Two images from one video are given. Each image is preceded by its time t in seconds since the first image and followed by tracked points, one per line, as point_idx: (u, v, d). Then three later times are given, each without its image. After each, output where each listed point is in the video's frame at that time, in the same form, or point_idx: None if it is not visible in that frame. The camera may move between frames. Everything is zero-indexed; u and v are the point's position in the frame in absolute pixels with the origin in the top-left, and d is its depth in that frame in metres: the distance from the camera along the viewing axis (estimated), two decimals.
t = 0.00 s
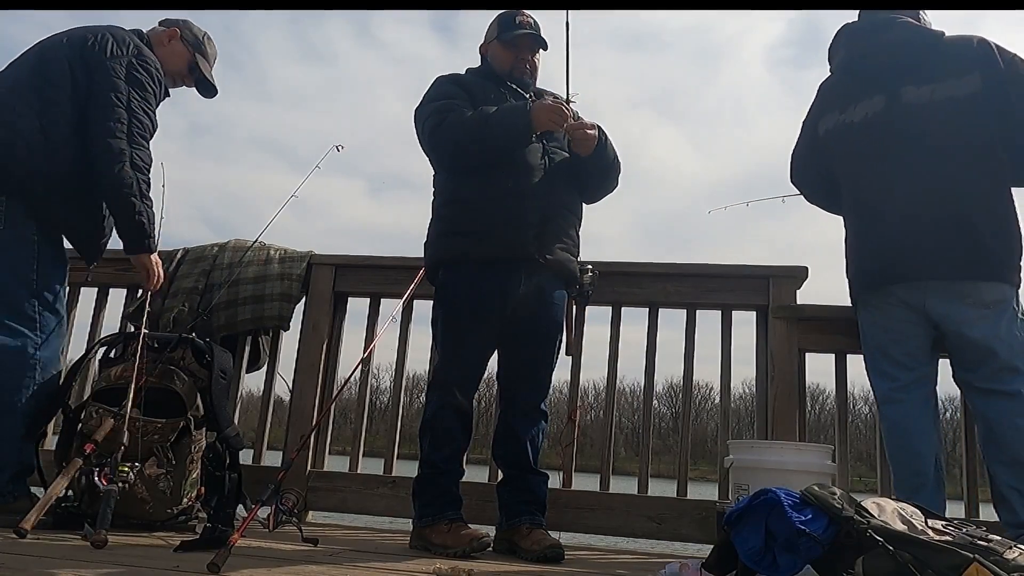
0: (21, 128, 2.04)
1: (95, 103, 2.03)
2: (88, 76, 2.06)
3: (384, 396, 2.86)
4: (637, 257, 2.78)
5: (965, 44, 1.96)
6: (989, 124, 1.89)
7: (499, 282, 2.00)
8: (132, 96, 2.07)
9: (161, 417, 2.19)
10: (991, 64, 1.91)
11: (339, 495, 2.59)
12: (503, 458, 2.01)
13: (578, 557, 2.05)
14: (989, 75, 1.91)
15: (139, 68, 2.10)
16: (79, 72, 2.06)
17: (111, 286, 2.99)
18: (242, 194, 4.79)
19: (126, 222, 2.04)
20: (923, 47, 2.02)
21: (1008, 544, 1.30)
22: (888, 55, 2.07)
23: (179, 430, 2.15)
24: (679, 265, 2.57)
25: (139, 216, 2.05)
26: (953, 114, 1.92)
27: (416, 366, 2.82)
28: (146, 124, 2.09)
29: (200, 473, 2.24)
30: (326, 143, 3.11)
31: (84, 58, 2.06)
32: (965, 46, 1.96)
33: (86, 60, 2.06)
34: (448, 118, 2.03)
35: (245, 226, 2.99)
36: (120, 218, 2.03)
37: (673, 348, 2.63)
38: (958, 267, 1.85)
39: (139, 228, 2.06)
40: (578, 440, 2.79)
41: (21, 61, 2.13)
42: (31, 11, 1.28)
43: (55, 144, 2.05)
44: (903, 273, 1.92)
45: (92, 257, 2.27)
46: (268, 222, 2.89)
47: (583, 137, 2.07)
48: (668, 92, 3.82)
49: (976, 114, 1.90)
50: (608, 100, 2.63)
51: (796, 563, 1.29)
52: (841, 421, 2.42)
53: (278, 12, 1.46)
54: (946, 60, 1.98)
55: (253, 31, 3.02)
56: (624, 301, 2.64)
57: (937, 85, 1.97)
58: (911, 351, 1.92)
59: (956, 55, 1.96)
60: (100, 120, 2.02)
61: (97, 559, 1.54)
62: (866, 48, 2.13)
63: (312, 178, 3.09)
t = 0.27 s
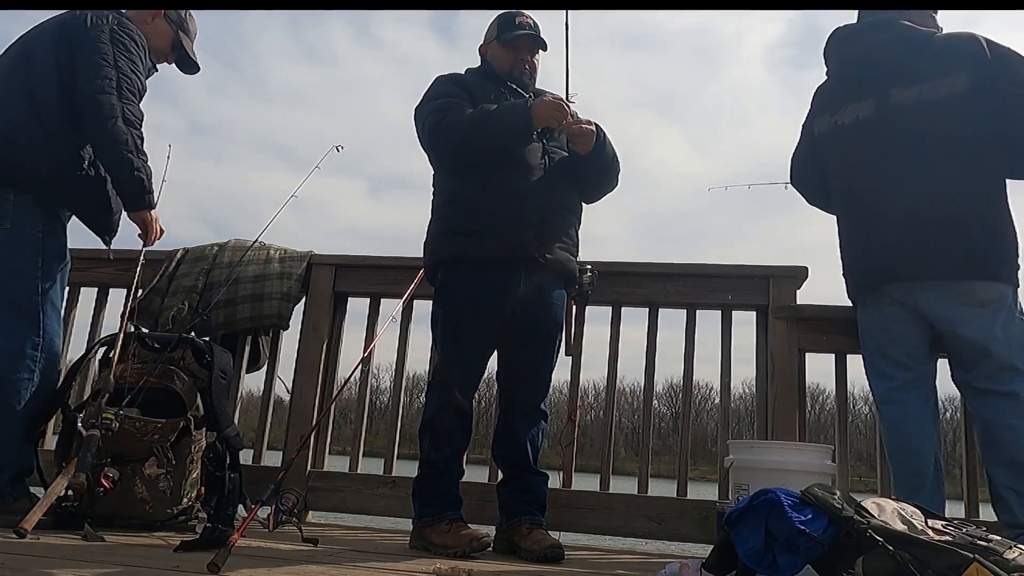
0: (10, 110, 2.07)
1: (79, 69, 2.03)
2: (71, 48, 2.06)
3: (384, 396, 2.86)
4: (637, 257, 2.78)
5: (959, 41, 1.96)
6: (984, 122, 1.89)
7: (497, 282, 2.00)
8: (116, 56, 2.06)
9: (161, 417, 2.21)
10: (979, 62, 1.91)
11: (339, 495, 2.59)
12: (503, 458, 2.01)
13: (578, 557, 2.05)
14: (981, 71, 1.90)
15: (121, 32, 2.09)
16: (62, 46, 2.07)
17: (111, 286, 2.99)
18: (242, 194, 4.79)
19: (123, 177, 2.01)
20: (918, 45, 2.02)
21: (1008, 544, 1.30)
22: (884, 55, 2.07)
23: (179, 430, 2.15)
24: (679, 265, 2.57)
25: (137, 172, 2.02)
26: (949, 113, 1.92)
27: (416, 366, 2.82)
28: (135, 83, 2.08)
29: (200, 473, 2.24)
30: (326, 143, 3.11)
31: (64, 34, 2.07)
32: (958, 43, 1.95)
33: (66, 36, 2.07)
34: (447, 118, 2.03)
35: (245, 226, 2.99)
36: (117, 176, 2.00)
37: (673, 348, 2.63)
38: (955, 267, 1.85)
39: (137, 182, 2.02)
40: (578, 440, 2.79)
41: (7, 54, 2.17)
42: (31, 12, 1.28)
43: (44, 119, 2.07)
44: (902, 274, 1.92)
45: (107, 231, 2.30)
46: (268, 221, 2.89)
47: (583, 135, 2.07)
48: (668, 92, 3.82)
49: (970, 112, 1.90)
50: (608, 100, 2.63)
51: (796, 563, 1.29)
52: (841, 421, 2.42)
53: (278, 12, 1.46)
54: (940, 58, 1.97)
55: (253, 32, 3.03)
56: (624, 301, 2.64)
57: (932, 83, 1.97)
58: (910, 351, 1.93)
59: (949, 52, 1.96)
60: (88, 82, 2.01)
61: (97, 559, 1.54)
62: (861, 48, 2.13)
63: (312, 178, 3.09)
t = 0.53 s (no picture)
0: None
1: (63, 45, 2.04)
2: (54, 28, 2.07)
3: (384, 396, 2.86)
4: (637, 256, 2.78)
5: (955, 40, 1.95)
6: (982, 122, 1.88)
7: (496, 282, 2.00)
8: (102, 27, 2.08)
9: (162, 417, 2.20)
10: (968, 61, 1.91)
11: (339, 495, 2.59)
12: (503, 459, 2.01)
13: (578, 557, 2.05)
14: (974, 69, 1.90)
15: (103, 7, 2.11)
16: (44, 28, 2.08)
17: (111, 286, 2.99)
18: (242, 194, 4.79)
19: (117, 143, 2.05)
20: (915, 45, 2.02)
21: (1008, 544, 1.30)
22: (882, 55, 2.07)
23: (179, 430, 2.15)
24: (679, 265, 2.57)
25: (132, 141, 2.06)
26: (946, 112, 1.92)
27: (416, 366, 2.82)
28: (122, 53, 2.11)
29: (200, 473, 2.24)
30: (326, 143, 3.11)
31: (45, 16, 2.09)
32: (953, 41, 1.96)
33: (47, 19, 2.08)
34: (446, 118, 2.03)
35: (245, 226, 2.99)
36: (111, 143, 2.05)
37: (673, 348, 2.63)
38: (952, 268, 1.85)
39: (133, 149, 2.07)
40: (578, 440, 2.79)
41: None
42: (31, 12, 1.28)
43: (32, 95, 2.08)
44: (900, 274, 1.92)
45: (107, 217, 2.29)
46: (268, 221, 2.89)
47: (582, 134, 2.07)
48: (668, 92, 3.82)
49: (968, 112, 1.90)
50: (608, 100, 2.63)
51: (796, 563, 1.29)
52: (841, 421, 2.41)
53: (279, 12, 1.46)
54: (937, 57, 1.97)
55: (253, 32, 3.02)
56: (624, 301, 2.64)
57: (930, 83, 1.97)
58: (908, 352, 1.93)
59: (943, 51, 1.96)
60: (77, 52, 2.02)
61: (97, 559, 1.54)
62: (858, 48, 2.13)
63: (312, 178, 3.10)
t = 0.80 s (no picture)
0: None
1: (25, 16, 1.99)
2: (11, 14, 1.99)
3: (384, 396, 2.86)
4: (637, 257, 2.78)
5: (954, 39, 1.95)
6: (981, 121, 1.88)
7: (496, 282, 2.00)
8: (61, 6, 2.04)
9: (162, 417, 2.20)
10: (966, 58, 1.90)
11: (339, 495, 2.59)
12: (503, 459, 2.01)
13: (578, 557, 2.05)
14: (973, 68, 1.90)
15: None
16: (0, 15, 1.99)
17: (111, 286, 2.99)
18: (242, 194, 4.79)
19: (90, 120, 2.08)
20: (914, 45, 2.02)
21: (1008, 544, 1.30)
22: (882, 55, 2.07)
23: (179, 430, 2.15)
24: (679, 265, 2.57)
25: (104, 119, 2.10)
26: (945, 112, 1.92)
27: (416, 366, 2.82)
28: (85, 29, 2.08)
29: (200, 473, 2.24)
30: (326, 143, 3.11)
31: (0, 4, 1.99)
32: (953, 40, 1.95)
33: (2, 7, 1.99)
34: (446, 115, 2.03)
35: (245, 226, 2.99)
36: (83, 119, 2.08)
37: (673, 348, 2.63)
38: (951, 267, 1.85)
39: (106, 128, 2.12)
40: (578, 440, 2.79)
41: None
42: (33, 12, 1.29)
43: None
44: (900, 274, 1.92)
45: (75, 203, 2.28)
46: (268, 221, 2.90)
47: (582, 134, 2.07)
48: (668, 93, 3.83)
49: (967, 111, 1.90)
50: (608, 100, 2.63)
51: (796, 563, 1.29)
52: (841, 421, 2.41)
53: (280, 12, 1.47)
54: (936, 57, 1.97)
55: (253, 32, 3.03)
56: (624, 301, 2.64)
57: (929, 83, 1.97)
58: (908, 352, 1.93)
59: (942, 50, 1.96)
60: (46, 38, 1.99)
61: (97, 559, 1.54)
62: (858, 48, 2.13)
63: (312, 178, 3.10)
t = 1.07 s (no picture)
0: None
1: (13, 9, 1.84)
2: None
3: (384, 396, 2.87)
4: (637, 256, 2.78)
5: (958, 39, 1.94)
6: (979, 122, 1.88)
7: (496, 281, 2.00)
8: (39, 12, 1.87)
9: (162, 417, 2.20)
10: (974, 60, 1.89)
11: (339, 495, 2.59)
12: (503, 458, 2.01)
13: (578, 557, 2.05)
14: (978, 69, 1.89)
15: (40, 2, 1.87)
16: None
17: (111, 286, 2.99)
18: (243, 195, 4.79)
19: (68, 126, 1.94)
20: (913, 45, 2.02)
21: (1008, 544, 1.30)
22: (881, 55, 2.07)
23: (179, 430, 2.15)
24: (679, 265, 2.57)
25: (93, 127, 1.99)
26: (947, 112, 1.91)
27: (416, 366, 2.82)
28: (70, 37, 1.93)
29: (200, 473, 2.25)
30: (326, 143, 3.11)
31: None
32: (955, 42, 1.95)
33: None
34: (446, 115, 2.03)
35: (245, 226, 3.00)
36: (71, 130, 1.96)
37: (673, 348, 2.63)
38: (950, 267, 1.85)
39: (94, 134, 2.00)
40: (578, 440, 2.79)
41: None
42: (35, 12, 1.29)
43: None
44: (899, 274, 1.92)
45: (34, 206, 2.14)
46: (267, 221, 2.90)
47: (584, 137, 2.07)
48: (667, 94, 3.83)
49: (965, 112, 1.90)
50: (608, 100, 2.63)
51: (796, 563, 1.29)
52: (841, 421, 2.41)
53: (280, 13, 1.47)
54: (934, 57, 1.97)
55: (254, 32, 3.02)
56: (624, 300, 2.64)
57: (930, 83, 1.96)
58: (907, 352, 1.93)
59: (947, 51, 1.95)
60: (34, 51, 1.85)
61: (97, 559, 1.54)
62: (859, 48, 2.13)
63: (312, 178, 3.10)
